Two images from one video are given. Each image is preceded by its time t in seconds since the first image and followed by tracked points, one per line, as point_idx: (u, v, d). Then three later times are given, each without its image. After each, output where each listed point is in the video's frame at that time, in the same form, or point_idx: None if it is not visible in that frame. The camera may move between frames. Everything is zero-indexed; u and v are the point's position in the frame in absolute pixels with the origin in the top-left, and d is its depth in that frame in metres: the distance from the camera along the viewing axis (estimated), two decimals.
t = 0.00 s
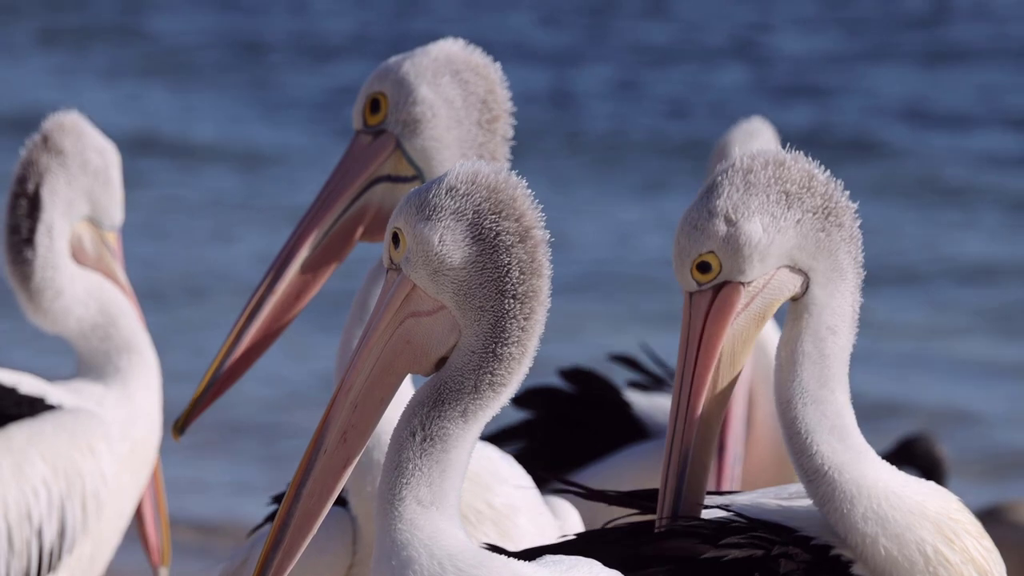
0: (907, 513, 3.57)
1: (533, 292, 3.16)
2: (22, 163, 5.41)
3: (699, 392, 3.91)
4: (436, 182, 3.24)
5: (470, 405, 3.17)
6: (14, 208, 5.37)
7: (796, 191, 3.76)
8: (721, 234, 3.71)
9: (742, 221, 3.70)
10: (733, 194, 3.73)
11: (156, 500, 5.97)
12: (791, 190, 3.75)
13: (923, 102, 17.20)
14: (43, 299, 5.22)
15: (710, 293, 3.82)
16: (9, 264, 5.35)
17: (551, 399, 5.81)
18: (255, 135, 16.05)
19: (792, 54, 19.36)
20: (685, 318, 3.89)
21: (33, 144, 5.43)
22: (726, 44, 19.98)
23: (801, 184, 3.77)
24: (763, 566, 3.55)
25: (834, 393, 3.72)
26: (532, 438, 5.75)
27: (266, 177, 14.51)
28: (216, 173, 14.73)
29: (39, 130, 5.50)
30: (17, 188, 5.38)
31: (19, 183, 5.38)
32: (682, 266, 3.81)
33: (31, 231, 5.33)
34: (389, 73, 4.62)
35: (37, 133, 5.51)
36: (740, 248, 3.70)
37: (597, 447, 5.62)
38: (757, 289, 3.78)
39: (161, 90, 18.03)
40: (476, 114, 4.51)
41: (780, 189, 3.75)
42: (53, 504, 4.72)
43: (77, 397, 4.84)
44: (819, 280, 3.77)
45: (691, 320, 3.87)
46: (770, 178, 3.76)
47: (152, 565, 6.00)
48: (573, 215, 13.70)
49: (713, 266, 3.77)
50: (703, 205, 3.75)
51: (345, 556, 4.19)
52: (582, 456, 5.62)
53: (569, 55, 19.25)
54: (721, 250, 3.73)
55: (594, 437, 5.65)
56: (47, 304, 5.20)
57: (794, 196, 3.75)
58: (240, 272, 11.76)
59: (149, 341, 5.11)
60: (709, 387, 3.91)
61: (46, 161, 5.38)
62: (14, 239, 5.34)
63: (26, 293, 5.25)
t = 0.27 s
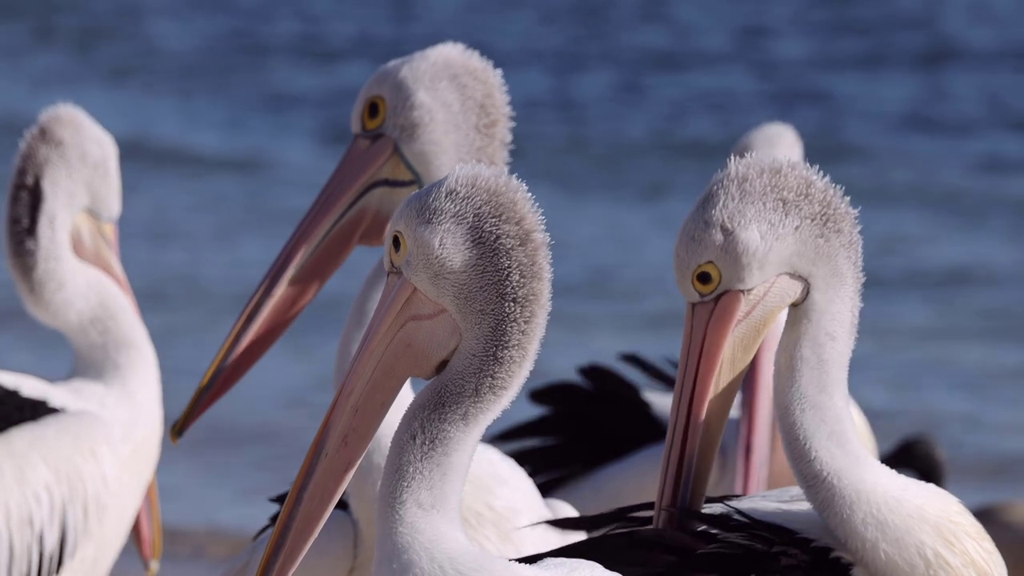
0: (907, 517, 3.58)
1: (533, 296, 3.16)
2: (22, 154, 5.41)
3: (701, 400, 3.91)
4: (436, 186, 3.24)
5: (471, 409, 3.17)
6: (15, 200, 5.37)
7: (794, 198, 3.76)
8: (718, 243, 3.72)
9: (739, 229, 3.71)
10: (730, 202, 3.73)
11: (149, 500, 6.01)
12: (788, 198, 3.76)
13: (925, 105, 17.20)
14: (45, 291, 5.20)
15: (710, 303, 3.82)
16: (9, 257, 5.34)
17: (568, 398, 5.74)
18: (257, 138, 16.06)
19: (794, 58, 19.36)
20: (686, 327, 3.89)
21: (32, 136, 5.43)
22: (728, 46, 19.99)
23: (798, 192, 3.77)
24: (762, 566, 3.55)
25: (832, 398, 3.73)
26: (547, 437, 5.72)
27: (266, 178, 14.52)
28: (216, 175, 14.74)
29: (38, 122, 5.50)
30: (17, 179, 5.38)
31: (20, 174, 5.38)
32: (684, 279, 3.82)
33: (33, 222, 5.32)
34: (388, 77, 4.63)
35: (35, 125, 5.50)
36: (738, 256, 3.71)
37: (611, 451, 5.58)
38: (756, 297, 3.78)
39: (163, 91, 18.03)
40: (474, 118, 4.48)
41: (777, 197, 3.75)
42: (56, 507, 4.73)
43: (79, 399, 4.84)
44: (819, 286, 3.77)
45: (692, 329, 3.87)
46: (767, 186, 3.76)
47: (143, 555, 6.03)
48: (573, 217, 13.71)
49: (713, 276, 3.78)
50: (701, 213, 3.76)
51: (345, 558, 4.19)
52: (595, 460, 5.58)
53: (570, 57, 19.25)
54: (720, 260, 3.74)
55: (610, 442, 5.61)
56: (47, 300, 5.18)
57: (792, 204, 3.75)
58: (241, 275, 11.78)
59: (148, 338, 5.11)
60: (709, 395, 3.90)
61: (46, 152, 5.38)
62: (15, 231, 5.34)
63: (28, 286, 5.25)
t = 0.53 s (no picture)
0: (906, 519, 3.58)
1: (533, 297, 3.16)
2: (23, 144, 5.39)
3: (697, 400, 3.91)
4: (436, 187, 3.24)
5: (471, 410, 3.17)
6: (16, 190, 5.35)
7: (792, 200, 3.76)
8: (716, 243, 3.72)
9: (737, 230, 3.71)
10: (729, 203, 3.73)
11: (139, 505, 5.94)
12: (786, 200, 3.75)
13: (926, 108, 17.21)
14: (49, 282, 5.20)
15: (705, 303, 3.82)
16: (11, 248, 5.33)
17: (579, 397, 5.64)
18: (259, 139, 16.08)
19: (794, 59, 19.36)
20: (681, 325, 3.89)
21: (31, 127, 5.42)
22: (729, 48, 19.99)
23: (796, 193, 3.77)
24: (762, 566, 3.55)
25: (830, 400, 3.73)
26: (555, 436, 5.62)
27: (268, 179, 14.53)
28: (217, 177, 14.75)
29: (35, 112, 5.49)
30: (19, 169, 5.36)
31: (22, 164, 5.36)
32: (678, 275, 3.81)
33: (37, 212, 5.32)
34: (386, 79, 4.63)
35: (33, 116, 5.49)
36: (735, 256, 3.71)
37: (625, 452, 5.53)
38: (753, 298, 3.78)
39: (164, 93, 18.04)
40: (471, 120, 4.49)
41: (776, 198, 3.75)
42: (58, 508, 4.72)
43: (80, 399, 4.84)
44: (817, 288, 3.77)
45: (687, 328, 3.87)
46: (765, 187, 3.76)
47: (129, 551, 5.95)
48: (574, 219, 13.72)
49: (708, 275, 3.78)
50: (698, 213, 3.76)
51: (346, 559, 4.19)
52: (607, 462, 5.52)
53: (570, 58, 19.26)
54: (717, 259, 3.74)
55: (623, 444, 5.55)
56: (50, 295, 5.18)
57: (790, 205, 3.75)
58: (242, 275, 11.80)
59: (145, 334, 5.12)
60: (705, 398, 3.91)
61: (47, 142, 5.37)
62: (18, 221, 5.32)
63: (31, 278, 5.24)
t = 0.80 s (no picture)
0: (906, 518, 3.58)
1: (534, 298, 3.17)
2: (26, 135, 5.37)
3: (695, 403, 3.90)
4: (436, 188, 3.24)
5: (472, 411, 3.18)
6: (19, 182, 5.35)
7: (788, 201, 3.75)
8: (713, 247, 3.72)
9: (734, 233, 3.70)
10: (725, 206, 3.72)
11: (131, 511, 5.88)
12: (782, 201, 3.74)
13: (926, 110, 17.21)
14: (52, 277, 5.21)
15: (705, 306, 3.82)
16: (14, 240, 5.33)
17: (587, 394, 5.59)
18: (260, 139, 16.10)
19: (795, 62, 19.38)
20: (681, 329, 3.89)
21: (33, 116, 5.39)
22: (729, 50, 19.99)
23: (793, 194, 3.76)
24: (761, 565, 3.55)
25: (829, 400, 3.74)
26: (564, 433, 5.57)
27: (269, 180, 14.55)
28: (218, 178, 14.76)
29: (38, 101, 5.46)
30: (22, 161, 5.36)
31: (25, 156, 5.36)
32: (677, 280, 3.81)
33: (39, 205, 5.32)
34: (383, 81, 4.62)
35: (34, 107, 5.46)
36: (732, 260, 3.70)
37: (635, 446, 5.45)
38: (751, 300, 3.78)
39: (165, 93, 18.05)
40: (468, 122, 4.49)
41: (772, 200, 3.74)
42: (59, 510, 4.70)
43: (80, 399, 4.85)
44: (814, 289, 3.78)
45: (687, 332, 3.86)
46: (760, 189, 3.75)
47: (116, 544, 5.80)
48: (574, 220, 13.74)
49: (707, 280, 3.77)
50: (695, 217, 3.75)
51: (347, 560, 4.20)
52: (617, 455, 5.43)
53: (570, 58, 19.27)
54: (715, 263, 3.73)
55: (633, 437, 5.48)
56: (53, 292, 5.19)
57: (786, 207, 3.74)
58: (244, 275, 11.83)
59: (141, 329, 5.15)
60: (705, 399, 3.91)
61: (50, 133, 5.35)
62: (21, 214, 5.32)
63: (32, 271, 5.25)
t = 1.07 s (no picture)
0: (905, 517, 3.58)
1: (533, 296, 3.17)
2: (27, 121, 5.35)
3: (697, 402, 3.89)
4: (435, 185, 3.24)
5: (471, 409, 3.17)
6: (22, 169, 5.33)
7: (787, 201, 3.75)
8: (715, 248, 3.71)
9: (735, 234, 3.70)
10: (724, 207, 3.72)
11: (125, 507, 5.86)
12: (782, 201, 3.75)
13: (924, 109, 17.23)
14: (57, 266, 5.22)
15: (704, 307, 3.81)
16: (18, 229, 5.32)
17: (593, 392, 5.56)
18: (258, 138, 16.11)
19: (793, 63, 19.40)
20: (678, 330, 3.87)
21: (33, 103, 5.36)
22: (727, 49, 20.01)
23: (791, 194, 3.76)
24: (761, 565, 3.54)
25: (826, 400, 3.74)
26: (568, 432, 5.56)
27: (268, 180, 14.57)
28: (217, 178, 14.77)
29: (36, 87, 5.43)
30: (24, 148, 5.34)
31: (28, 143, 5.34)
32: (677, 281, 3.79)
33: (44, 193, 5.31)
34: (379, 81, 4.61)
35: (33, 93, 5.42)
36: (733, 260, 3.70)
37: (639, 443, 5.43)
38: (751, 300, 3.77)
39: (164, 90, 18.03)
40: (465, 121, 4.49)
41: (771, 200, 3.74)
42: (62, 509, 4.67)
43: (80, 396, 4.83)
44: (812, 288, 3.78)
45: (686, 332, 3.85)
46: (760, 189, 3.74)
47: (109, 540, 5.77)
48: (572, 220, 13.76)
49: (707, 280, 3.77)
50: (695, 218, 3.74)
51: (347, 562, 4.20)
52: (622, 453, 5.41)
53: (568, 56, 19.28)
54: (716, 264, 3.73)
55: (637, 433, 5.46)
56: (58, 285, 5.20)
57: (785, 207, 3.74)
58: (243, 274, 11.84)
59: (136, 320, 5.15)
60: (706, 399, 3.89)
61: (53, 120, 5.33)
62: (25, 202, 5.32)
63: (37, 261, 5.25)
